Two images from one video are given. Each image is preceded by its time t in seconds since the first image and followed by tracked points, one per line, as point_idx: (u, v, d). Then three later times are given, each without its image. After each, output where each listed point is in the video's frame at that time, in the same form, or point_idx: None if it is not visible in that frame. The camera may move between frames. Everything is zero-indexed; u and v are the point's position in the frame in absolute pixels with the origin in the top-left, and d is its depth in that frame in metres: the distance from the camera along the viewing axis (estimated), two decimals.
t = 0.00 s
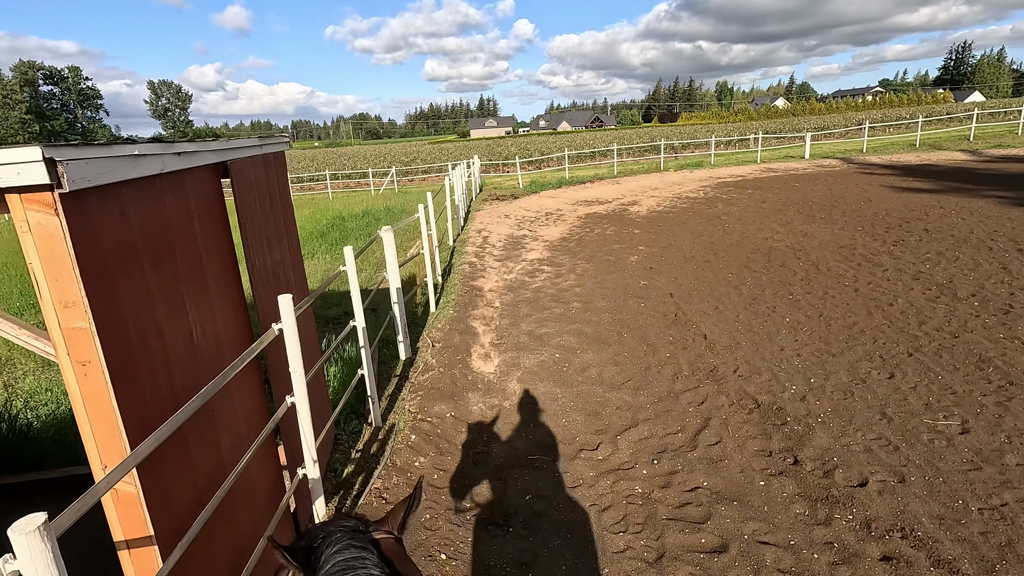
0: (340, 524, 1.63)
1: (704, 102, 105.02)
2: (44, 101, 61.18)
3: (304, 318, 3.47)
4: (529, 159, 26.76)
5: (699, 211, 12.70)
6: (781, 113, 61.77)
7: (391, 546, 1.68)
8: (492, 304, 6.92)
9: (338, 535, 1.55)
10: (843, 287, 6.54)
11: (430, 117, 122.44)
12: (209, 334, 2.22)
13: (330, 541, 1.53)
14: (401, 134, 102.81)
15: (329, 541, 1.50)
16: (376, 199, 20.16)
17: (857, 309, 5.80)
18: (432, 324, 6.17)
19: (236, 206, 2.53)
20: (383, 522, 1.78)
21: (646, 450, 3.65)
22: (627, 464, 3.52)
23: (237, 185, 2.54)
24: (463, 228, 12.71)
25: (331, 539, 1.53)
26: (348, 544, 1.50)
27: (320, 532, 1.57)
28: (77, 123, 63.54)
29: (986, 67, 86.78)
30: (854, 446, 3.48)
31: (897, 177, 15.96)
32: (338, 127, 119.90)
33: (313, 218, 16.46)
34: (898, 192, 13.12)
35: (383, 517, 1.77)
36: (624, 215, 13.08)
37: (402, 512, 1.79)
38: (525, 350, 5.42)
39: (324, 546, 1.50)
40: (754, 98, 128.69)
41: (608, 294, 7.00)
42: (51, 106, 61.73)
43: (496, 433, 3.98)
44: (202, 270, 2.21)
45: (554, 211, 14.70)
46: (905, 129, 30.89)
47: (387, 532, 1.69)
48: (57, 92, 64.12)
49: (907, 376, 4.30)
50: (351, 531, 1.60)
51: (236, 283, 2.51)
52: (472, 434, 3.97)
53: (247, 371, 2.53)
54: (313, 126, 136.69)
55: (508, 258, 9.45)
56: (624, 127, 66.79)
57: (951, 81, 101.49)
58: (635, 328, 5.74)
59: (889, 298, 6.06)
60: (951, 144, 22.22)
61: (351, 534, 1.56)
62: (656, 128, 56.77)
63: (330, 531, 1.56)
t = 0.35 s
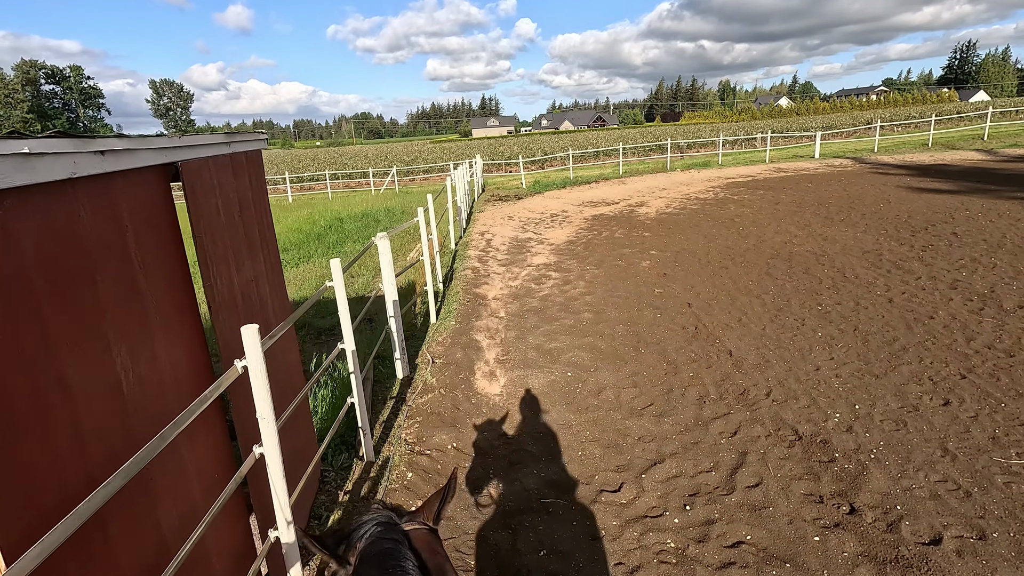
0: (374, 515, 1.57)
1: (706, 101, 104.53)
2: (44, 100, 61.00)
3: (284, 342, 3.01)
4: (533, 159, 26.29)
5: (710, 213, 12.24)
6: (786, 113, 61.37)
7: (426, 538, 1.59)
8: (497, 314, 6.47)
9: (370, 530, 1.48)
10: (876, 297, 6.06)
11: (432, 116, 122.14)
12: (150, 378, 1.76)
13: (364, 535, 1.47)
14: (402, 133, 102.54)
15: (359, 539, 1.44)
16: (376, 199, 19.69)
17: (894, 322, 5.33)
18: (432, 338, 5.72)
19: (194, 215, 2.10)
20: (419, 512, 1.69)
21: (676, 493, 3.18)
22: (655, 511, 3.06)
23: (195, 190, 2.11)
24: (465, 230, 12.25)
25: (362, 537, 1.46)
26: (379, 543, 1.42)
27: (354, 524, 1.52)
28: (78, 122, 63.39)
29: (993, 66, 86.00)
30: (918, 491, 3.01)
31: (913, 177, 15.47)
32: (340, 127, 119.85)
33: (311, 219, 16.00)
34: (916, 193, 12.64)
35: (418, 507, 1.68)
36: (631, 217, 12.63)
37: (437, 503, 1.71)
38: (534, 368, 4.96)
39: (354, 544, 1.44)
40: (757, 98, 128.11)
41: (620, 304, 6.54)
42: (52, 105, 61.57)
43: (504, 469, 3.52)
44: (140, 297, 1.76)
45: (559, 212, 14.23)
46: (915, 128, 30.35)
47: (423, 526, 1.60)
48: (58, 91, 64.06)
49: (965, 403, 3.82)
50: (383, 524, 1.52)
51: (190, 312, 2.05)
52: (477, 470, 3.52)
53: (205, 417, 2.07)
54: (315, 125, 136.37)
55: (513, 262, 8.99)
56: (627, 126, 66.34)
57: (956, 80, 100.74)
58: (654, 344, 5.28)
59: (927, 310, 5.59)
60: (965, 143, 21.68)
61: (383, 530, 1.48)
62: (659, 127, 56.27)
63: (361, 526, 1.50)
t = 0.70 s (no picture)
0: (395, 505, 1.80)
1: (708, 100, 103.99)
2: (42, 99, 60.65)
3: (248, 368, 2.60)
4: (533, 158, 25.86)
5: (718, 214, 11.83)
6: (788, 111, 60.80)
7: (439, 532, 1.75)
8: (496, 324, 6.06)
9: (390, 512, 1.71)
10: (903, 307, 5.64)
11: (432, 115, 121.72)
12: (37, 446, 1.37)
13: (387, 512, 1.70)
14: (402, 132, 102.09)
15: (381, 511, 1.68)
16: (374, 199, 19.26)
17: (926, 336, 4.92)
18: (426, 352, 5.31)
19: (116, 232, 1.69)
20: (431, 509, 1.87)
21: (701, 543, 2.77)
22: (677, 566, 2.65)
23: (119, 201, 1.71)
24: (464, 232, 11.83)
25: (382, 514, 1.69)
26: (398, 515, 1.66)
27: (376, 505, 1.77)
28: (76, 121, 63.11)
29: (996, 64, 85.49)
30: (983, 545, 2.60)
31: (925, 177, 15.04)
32: (340, 126, 119.57)
33: (305, 220, 15.56)
34: (931, 193, 12.20)
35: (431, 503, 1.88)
36: (636, 218, 12.22)
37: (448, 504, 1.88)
38: (536, 387, 4.55)
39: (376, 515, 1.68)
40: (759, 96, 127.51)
41: (627, 313, 6.12)
42: (50, 104, 61.24)
43: (502, 510, 3.11)
44: (27, 342, 1.37)
45: (561, 213, 13.81)
46: (921, 127, 29.88)
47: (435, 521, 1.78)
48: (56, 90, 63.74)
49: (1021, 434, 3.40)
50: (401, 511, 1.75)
51: (106, 351, 1.65)
52: (471, 511, 3.11)
53: (126, 481, 1.67)
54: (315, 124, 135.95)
55: (513, 267, 8.58)
56: (629, 124, 65.87)
57: (959, 78, 100.12)
58: (666, 360, 4.86)
59: (961, 321, 5.17)
60: (974, 142, 21.27)
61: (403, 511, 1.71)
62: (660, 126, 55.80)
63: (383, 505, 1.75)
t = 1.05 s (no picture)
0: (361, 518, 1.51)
1: (708, 99, 103.59)
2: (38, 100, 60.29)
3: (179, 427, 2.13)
4: (533, 159, 25.42)
5: (723, 218, 11.39)
6: (788, 111, 60.53)
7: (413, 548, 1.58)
8: (490, 343, 5.61)
9: (362, 533, 1.42)
10: (932, 325, 5.19)
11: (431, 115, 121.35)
12: None
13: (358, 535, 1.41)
14: (401, 132, 101.75)
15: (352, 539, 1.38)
16: (369, 202, 18.81)
17: (961, 360, 4.45)
18: (412, 376, 4.86)
19: None
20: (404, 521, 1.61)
21: None
22: None
23: None
24: (459, 238, 11.38)
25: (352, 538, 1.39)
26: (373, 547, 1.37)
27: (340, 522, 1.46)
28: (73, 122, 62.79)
29: (998, 63, 85.01)
30: None
31: (936, 179, 14.58)
32: (338, 126, 119.05)
33: (297, 224, 15.11)
34: (945, 196, 11.74)
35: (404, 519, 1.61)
36: (638, 222, 11.77)
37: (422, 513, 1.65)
38: (531, 421, 4.10)
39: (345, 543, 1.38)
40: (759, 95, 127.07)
41: (631, 331, 5.68)
42: (46, 104, 60.92)
43: None
44: None
45: (561, 216, 13.37)
46: (926, 126, 29.43)
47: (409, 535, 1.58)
48: (54, 89, 63.54)
49: None
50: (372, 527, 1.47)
51: None
52: None
53: None
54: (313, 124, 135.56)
55: (509, 277, 8.14)
56: (629, 124, 65.45)
57: (960, 77, 99.74)
58: (675, 389, 4.41)
59: (998, 343, 4.71)
60: (983, 142, 20.84)
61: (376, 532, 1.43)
62: (661, 126, 55.39)
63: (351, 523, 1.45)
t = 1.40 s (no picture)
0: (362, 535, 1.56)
1: (706, 99, 103.25)
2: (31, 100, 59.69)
3: (63, 496, 1.72)
4: (530, 159, 24.99)
5: (727, 221, 10.93)
6: (788, 110, 60.17)
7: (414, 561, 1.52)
8: (480, 360, 5.13)
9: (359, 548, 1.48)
10: (966, 342, 4.71)
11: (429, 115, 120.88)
12: None
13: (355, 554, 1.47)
14: (398, 132, 101.23)
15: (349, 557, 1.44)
16: (362, 204, 18.33)
17: (1006, 384, 3.98)
18: (393, 401, 4.38)
19: None
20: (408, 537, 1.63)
21: None
22: None
23: None
24: (453, 242, 10.89)
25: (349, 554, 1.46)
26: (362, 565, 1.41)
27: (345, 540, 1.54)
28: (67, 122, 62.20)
29: (997, 62, 84.77)
30: None
31: (946, 179, 14.12)
32: (336, 126, 118.53)
33: (286, 227, 14.60)
34: (959, 197, 11.28)
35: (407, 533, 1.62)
36: (639, 225, 11.31)
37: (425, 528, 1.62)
38: (524, 456, 3.63)
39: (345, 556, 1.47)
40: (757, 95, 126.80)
41: (636, 348, 5.20)
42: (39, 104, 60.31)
43: None
44: None
45: (559, 219, 12.90)
46: (930, 126, 28.99)
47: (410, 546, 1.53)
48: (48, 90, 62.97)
49: None
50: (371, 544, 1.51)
51: None
52: None
53: None
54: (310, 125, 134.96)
55: (504, 285, 7.66)
56: (627, 124, 65.04)
57: (959, 77, 99.54)
58: (686, 418, 3.94)
59: None
60: (989, 142, 20.42)
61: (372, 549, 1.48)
62: (659, 126, 54.96)
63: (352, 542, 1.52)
